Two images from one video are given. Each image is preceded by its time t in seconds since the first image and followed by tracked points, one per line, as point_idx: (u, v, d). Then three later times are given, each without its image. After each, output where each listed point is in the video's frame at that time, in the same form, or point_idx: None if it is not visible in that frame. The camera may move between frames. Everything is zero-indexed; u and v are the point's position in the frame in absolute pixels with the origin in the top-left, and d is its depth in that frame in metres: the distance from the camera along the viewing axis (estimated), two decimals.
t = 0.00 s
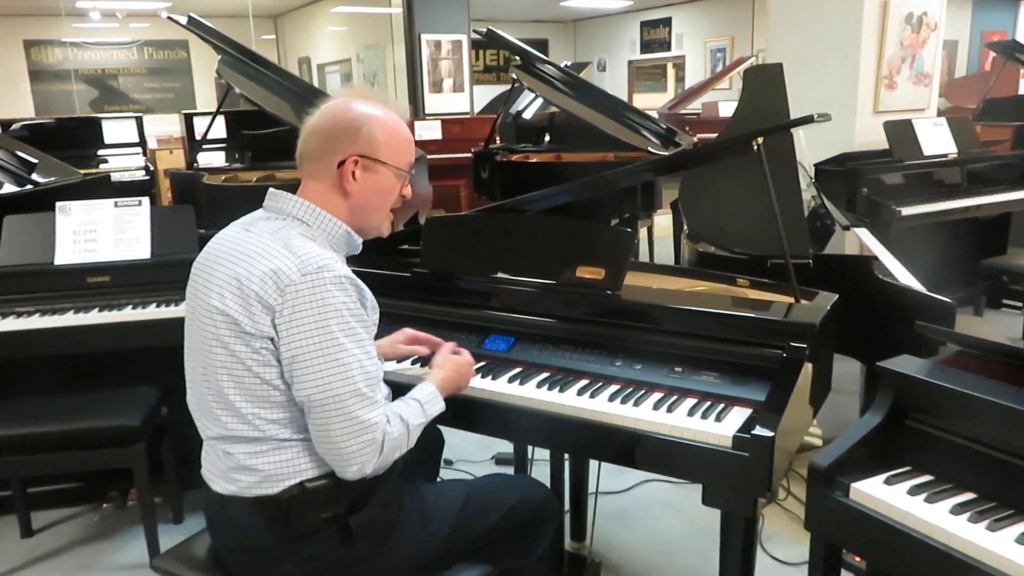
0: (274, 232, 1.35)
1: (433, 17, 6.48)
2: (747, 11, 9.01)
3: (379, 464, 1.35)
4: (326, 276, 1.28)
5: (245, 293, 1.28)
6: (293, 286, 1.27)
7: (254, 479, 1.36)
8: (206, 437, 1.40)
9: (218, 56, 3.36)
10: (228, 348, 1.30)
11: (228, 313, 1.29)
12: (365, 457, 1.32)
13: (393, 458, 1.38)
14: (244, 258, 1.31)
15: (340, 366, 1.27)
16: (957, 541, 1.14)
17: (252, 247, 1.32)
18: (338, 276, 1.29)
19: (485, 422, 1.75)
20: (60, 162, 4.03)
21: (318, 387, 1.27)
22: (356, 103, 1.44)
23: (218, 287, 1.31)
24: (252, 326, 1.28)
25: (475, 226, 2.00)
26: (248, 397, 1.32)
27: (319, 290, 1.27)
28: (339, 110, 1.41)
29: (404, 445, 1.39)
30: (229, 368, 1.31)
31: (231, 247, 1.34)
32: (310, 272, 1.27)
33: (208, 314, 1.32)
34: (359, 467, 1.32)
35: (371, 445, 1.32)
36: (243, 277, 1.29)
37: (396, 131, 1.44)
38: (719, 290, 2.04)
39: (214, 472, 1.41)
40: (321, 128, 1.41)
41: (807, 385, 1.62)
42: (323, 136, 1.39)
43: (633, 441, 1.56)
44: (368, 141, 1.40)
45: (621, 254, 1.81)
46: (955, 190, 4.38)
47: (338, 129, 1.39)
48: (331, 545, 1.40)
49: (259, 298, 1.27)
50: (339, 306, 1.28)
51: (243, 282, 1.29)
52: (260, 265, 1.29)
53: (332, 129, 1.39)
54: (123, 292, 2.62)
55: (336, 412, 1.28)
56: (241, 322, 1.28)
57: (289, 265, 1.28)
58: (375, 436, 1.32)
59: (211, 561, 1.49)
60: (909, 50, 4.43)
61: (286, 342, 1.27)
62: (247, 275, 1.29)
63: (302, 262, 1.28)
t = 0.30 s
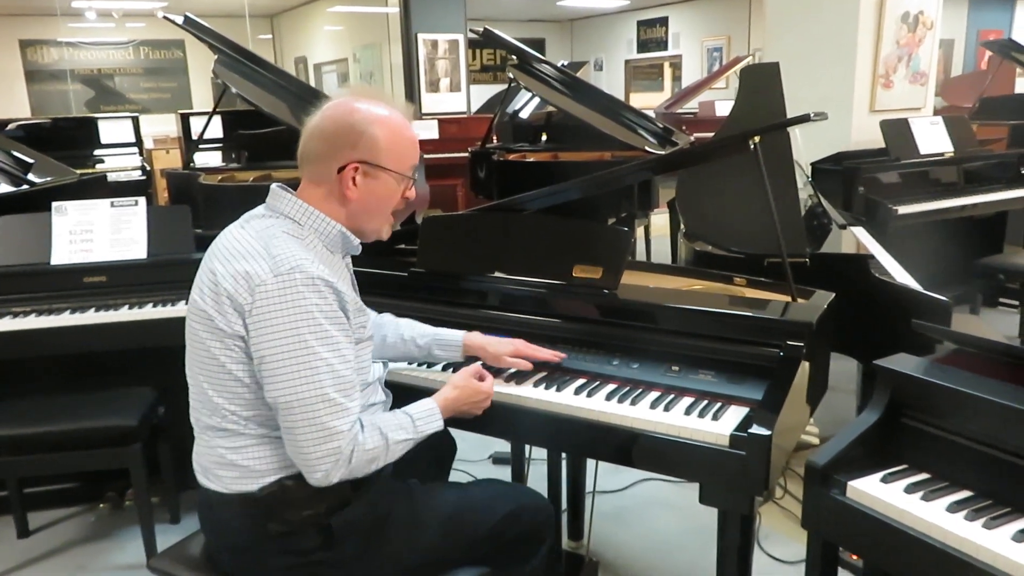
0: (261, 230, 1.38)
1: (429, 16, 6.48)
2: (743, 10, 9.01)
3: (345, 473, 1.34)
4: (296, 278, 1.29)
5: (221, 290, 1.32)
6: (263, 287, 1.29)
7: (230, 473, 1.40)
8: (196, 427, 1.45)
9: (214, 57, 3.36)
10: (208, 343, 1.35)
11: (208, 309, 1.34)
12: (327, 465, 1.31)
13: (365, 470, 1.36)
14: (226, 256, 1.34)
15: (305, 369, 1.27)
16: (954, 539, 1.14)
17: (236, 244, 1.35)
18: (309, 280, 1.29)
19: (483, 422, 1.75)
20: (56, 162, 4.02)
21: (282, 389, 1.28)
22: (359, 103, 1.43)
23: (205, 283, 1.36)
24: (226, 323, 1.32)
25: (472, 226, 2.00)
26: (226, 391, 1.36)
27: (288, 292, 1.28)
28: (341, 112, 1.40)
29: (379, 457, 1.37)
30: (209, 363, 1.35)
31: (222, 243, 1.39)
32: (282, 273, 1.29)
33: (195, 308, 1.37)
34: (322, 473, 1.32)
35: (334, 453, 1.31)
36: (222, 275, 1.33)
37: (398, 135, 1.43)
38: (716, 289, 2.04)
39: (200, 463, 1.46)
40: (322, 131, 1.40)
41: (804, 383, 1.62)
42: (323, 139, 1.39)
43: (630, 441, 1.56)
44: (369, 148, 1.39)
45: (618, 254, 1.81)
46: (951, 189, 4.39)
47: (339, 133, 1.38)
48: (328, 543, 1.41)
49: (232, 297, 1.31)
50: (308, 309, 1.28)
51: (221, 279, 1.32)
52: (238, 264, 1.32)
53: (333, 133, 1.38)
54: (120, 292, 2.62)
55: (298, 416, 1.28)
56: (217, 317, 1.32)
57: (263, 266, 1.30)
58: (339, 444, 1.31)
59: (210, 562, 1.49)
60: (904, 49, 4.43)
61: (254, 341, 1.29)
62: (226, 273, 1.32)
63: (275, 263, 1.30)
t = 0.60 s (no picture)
0: (258, 229, 1.38)
1: (426, 16, 6.47)
2: (741, 10, 9.02)
3: (319, 478, 1.33)
4: (280, 281, 1.29)
5: (210, 287, 1.33)
6: (248, 288, 1.29)
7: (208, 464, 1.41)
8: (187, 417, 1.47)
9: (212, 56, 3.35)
10: (197, 337, 1.36)
11: (198, 304, 1.35)
12: (296, 469, 1.31)
13: (340, 476, 1.35)
14: (220, 251, 1.36)
15: (283, 372, 1.27)
16: (951, 536, 1.15)
17: (231, 240, 1.37)
18: (292, 283, 1.30)
19: (481, 421, 1.75)
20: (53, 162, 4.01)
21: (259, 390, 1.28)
22: (367, 107, 1.43)
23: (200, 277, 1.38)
24: (212, 320, 1.33)
25: (470, 225, 2.00)
26: (210, 386, 1.38)
27: (270, 295, 1.28)
28: (348, 116, 1.40)
29: (354, 465, 1.36)
30: (197, 356, 1.37)
31: (222, 237, 1.41)
32: (266, 274, 1.29)
33: (188, 301, 1.39)
34: (294, 476, 1.31)
35: (306, 458, 1.30)
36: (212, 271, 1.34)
37: (406, 142, 1.43)
38: (714, 288, 2.04)
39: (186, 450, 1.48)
40: (329, 134, 1.41)
41: (802, 382, 1.63)
42: (329, 143, 1.39)
43: (628, 439, 1.57)
44: (376, 153, 1.39)
45: (616, 253, 1.81)
46: (947, 188, 4.40)
47: (346, 137, 1.38)
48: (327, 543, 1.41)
49: (218, 294, 1.31)
50: (289, 313, 1.28)
51: (210, 276, 1.34)
52: (228, 260, 1.33)
53: (339, 137, 1.39)
54: (118, 291, 2.62)
55: (272, 417, 1.28)
56: (204, 314, 1.34)
57: (250, 265, 1.31)
58: (312, 449, 1.30)
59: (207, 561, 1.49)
60: (901, 50, 4.45)
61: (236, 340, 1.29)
62: (216, 270, 1.34)
63: (262, 265, 1.30)
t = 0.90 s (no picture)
0: (253, 234, 1.38)
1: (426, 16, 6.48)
2: (740, 11, 9.03)
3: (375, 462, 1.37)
4: (294, 280, 1.30)
5: (216, 299, 1.32)
6: (261, 293, 1.29)
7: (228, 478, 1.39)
8: (190, 435, 1.44)
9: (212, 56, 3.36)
10: (202, 352, 1.35)
11: (202, 318, 1.34)
12: (353, 457, 1.34)
13: (398, 457, 1.40)
14: (218, 262, 1.34)
15: (313, 368, 1.29)
16: (951, 536, 1.15)
17: (225, 249, 1.35)
18: (306, 282, 1.31)
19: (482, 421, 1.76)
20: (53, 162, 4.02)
21: (291, 390, 1.29)
22: (365, 108, 1.43)
23: (196, 289, 1.36)
24: (222, 332, 1.32)
25: (471, 225, 2.01)
26: (219, 401, 1.36)
27: (285, 296, 1.29)
28: (344, 117, 1.40)
29: (410, 445, 1.41)
30: (204, 370, 1.35)
31: (211, 248, 1.39)
32: (277, 277, 1.30)
33: (186, 320, 1.37)
34: (351, 463, 1.35)
35: (360, 445, 1.34)
36: (215, 284, 1.33)
37: (400, 144, 1.43)
38: (714, 288, 2.05)
39: (195, 470, 1.45)
40: (325, 133, 1.41)
41: (802, 383, 1.63)
42: (324, 142, 1.39)
43: (629, 439, 1.57)
44: (370, 154, 1.39)
45: (616, 253, 1.81)
46: (947, 189, 4.41)
47: (340, 137, 1.38)
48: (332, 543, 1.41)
49: (228, 305, 1.31)
50: (309, 311, 1.29)
51: (214, 289, 1.33)
52: (231, 269, 1.32)
53: (335, 137, 1.38)
54: (119, 291, 2.62)
55: (310, 414, 1.30)
56: (212, 327, 1.32)
57: (257, 270, 1.30)
58: (365, 435, 1.34)
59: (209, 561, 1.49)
60: (900, 51, 4.46)
61: (255, 346, 1.30)
62: (219, 282, 1.32)
63: (270, 269, 1.30)
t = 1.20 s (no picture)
0: (249, 236, 1.37)
1: (428, 18, 6.49)
2: (742, 13, 9.04)
3: (409, 444, 1.40)
4: (304, 275, 1.31)
5: (222, 302, 1.32)
6: (270, 290, 1.30)
7: (248, 483, 1.38)
8: (195, 448, 1.42)
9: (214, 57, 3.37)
10: (208, 359, 1.33)
11: (206, 325, 1.33)
12: (387, 437, 1.37)
13: (431, 438, 1.43)
14: (219, 267, 1.34)
15: (334, 357, 1.31)
16: (952, 537, 1.15)
17: (223, 255, 1.35)
18: (315, 275, 1.32)
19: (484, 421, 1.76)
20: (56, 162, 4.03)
21: (314, 380, 1.31)
22: (354, 109, 1.44)
23: (194, 297, 1.35)
24: (231, 334, 1.31)
25: (473, 227, 2.01)
26: (228, 408, 1.35)
27: (297, 291, 1.30)
28: (334, 117, 1.41)
29: (442, 424, 1.44)
30: (210, 377, 1.34)
31: (203, 256, 1.38)
32: (284, 275, 1.30)
33: (187, 329, 1.36)
34: (384, 446, 1.37)
35: (391, 425, 1.37)
36: (219, 289, 1.32)
37: (389, 142, 1.44)
38: (715, 290, 2.05)
39: (206, 482, 1.42)
40: (316, 132, 1.41)
41: (803, 385, 1.64)
42: (315, 142, 1.39)
43: (630, 439, 1.58)
44: (362, 152, 1.40)
45: (618, 254, 1.82)
46: (948, 191, 4.41)
47: (333, 136, 1.39)
48: (333, 541, 1.42)
49: (237, 306, 1.31)
50: (323, 302, 1.31)
51: (218, 293, 1.32)
52: (234, 272, 1.32)
53: (327, 136, 1.39)
54: (122, 291, 2.63)
55: (335, 402, 1.32)
56: (219, 330, 1.32)
57: (263, 270, 1.31)
58: (395, 414, 1.37)
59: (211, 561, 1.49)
60: (902, 53, 4.46)
61: (270, 343, 1.30)
62: (224, 285, 1.32)
63: (276, 266, 1.31)
